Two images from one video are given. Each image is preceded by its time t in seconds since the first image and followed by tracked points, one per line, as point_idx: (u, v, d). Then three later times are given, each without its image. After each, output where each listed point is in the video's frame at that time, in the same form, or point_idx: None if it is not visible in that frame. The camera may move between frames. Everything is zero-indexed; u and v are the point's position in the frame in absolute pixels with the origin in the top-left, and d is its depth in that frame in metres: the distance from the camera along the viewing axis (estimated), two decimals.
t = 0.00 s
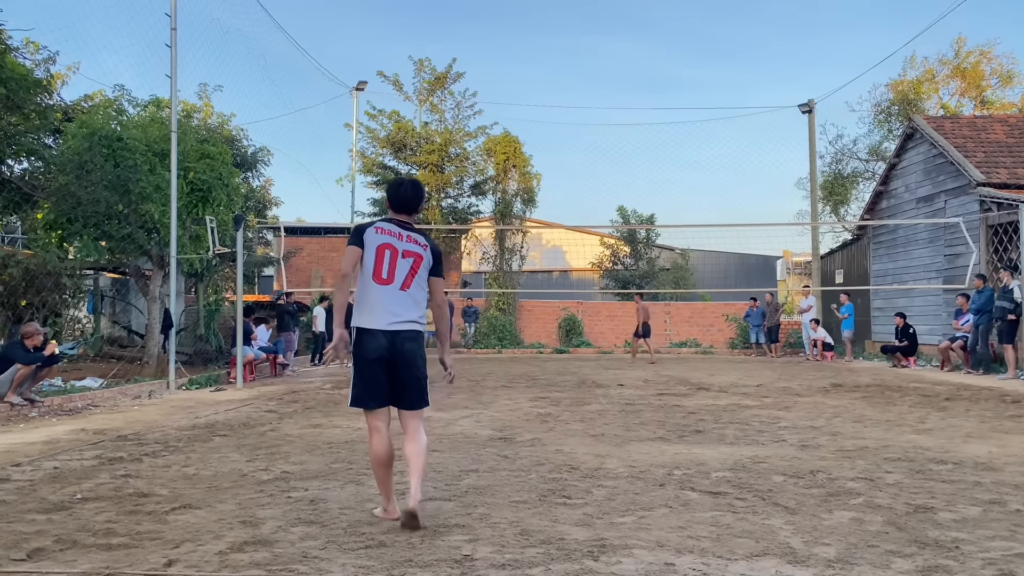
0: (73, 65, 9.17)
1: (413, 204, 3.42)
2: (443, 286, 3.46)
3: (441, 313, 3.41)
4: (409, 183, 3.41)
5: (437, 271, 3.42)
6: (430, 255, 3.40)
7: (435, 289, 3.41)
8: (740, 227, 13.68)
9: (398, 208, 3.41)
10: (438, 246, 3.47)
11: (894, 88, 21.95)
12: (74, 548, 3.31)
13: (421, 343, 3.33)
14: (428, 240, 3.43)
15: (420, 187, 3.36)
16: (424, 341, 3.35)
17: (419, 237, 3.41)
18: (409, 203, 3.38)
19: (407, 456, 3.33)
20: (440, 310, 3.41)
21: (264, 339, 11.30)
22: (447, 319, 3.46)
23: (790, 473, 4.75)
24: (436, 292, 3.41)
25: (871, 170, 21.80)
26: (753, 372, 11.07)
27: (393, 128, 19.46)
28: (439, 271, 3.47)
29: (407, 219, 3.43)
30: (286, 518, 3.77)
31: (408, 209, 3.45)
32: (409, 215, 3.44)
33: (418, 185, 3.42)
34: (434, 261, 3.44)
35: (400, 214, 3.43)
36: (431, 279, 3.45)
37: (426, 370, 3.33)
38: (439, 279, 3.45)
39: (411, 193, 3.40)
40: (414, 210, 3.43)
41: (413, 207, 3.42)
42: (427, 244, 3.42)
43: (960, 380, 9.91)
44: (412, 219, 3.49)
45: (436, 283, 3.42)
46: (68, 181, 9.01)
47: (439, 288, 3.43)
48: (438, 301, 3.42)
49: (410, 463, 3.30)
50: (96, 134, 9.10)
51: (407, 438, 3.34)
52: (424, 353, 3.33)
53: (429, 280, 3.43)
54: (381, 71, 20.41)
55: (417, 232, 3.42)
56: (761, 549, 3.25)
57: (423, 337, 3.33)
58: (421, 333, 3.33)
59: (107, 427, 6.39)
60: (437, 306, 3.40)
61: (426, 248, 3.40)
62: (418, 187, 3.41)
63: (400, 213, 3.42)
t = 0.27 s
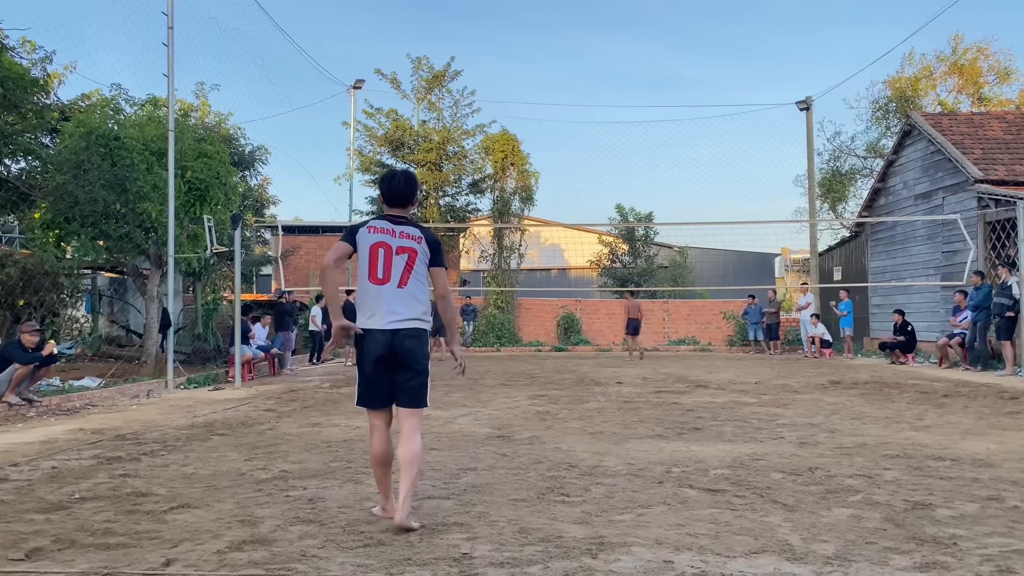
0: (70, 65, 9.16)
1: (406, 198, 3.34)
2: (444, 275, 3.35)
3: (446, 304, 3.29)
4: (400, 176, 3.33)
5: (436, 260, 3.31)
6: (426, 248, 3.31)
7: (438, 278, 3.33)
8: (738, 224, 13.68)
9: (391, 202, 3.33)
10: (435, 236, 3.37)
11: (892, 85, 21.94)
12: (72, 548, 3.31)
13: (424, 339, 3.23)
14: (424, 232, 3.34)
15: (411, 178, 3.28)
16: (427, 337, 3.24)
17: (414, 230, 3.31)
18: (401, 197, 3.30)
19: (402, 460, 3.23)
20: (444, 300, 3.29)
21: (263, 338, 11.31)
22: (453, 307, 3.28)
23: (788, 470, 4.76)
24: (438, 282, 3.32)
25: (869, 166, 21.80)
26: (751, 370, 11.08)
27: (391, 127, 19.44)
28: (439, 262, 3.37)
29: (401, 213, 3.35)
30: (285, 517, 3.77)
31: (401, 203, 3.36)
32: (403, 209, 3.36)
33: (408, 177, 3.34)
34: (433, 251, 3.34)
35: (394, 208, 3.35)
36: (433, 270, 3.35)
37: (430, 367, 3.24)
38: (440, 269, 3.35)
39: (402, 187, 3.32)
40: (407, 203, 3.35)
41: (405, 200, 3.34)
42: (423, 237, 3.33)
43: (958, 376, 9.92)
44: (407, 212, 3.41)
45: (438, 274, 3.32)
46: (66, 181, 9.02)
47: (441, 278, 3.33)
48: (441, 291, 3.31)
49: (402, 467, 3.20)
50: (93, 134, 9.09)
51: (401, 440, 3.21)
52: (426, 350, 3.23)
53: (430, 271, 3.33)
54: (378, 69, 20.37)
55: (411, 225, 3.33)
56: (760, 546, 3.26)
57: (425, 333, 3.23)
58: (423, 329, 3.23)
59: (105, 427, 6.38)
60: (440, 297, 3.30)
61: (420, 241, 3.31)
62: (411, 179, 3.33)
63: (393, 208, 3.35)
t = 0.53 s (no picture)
0: (65, 63, 9.13)
1: (404, 193, 3.30)
2: (446, 270, 3.27)
3: (447, 300, 3.23)
4: (398, 172, 3.29)
5: (436, 255, 3.25)
6: (425, 244, 3.26)
7: (437, 275, 3.24)
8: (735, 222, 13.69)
9: (389, 198, 3.30)
10: (436, 231, 3.30)
11: (888, 82, 21.97)
12: (70, 548, 3.31)
13: (428, 339, 3.19)
14: (425, 227, 3.28)
15: (409, 174, 3.24)
16: (430, 336, 3.21)
17: (414, 226, 3.26)
18: (398, 193, 3.26)
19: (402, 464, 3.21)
20: (446, 297, 3.23)
21: (258, 335, 11.15)
22: (454, 301, 3.22)
23: (786, 467, 4.76)
24: (438, 278, 3.24)
25: (866, 164, 21.82)
26: (749, 367, 11.09)
27: (388, 125, 19.41)
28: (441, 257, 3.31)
29: (400, 209, 3.31)
30: (283, 516, 3.77)
31: (401, 199, 3.33)
32: (402, 205, 3.33)
33: (406, 173, 3.30)
34: (434, 246, 3.27)
35: (393, 204, 3.31)
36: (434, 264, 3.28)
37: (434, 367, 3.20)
38: (441, 264, 3.27)
39: (399, 183, 3.28)
40: (405, 199, 3.31)
41: (403, 196, 3.30)
42: (422, 232, 3.27)
43: (955, 373, 9.95)
44: (408, 208, 3.37)
45: (437, 270, 3.25)
46: (62, 179, 9.02)
47: (442, 273, 3.26)
48: (442, 287, 3.25)
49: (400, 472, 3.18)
50: (90, 132, 9.01)
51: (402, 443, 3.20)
52: (429, 350, 3.19)
53: (430, 267, 3.27)
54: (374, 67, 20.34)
55: (410, 221, 3.28)
56: (758, 543, 3.26)
57: (428, 332, 3.20)
58: (425, 328, 3.19)
59: (102, 426, 6.37)
60: (441, 293, 3.23)
61: (419, 237, 3.25)
62: (409, 175, 3.30)
63: (392, 204, 3.31)
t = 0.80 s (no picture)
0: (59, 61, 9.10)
1: (405, 188, 3.29)
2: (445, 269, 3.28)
3: (446, 300, 3.24)
4: (398, 166, 3.27)
5: (436, 254, 3.26)
6: (425, 241, 3.26)
7: (437, 273, 3.24)
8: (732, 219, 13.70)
9: (389, 192, 3.28)
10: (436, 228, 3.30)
11: (884, 79, 21.98)
12: (66, 547, 3.30)
13: (426, 338, 3.20)
14: (425, 224, 3.27)
15: (410, 168, 3.23)
16: (429, 335, 3.22)
17: (414, 223, 3.25)
18: (399, 189, 3.25)
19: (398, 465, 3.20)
20: (445, 296, 3.24)
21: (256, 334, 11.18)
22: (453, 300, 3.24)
23: (782, 464, 4.77)
24: (438, 277, 3.24)
25: (862, 161, 21.85)
26: (745, 364, 11.10)
27: (384, 122, 19.38)
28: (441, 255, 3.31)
29: (400, 204, 3.30)
30: (279, 515, 3.77)
31: (401, 193, 3.31)
32: (402, 199, 3.31)
33: (407, 167, 3.28)
34: (434, 245, 3.29)
35: (393, 198, 3.29)
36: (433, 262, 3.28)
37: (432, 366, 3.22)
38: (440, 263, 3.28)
39: (400, 177, 3.26)
40: (406, 194, 3.29)
41: (403, 191, 3.28)
42: (423, 229, 3.26)
43: (951, 369, 9.97)
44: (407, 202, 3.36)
45: (437, 268, 3.25)
46: (57, 178, 8.99)
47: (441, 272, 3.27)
48: (441, 286, 3.25)
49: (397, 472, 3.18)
50: (85, 130, 8.99)
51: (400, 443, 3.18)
52: (428, 349, 3.20)
53: (430, 265, 3.27)
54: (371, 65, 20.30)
55: (410, 218, 3.27)
56: (754, 540, 3.27)
57: (426, 331, 3.21)
58: (423, 327, 3.20)
59: (99, 425, 6.37)
60: (439, 292, 3.23)
61: (420, 234, 3.25)
62: (410, 169, 3.29)
63: (392, 198, 3.30)
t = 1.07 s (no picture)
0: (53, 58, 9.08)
1: (399, 183, 3.26)
2: (439, 267, 3.25)
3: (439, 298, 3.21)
4: (394, 159, 3.24)
5: (429, 251, 3.23)
6: (418, 238, 3.22)
7: (431, 271, 3.23)
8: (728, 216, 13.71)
9: (384, 186, 3.25)
10: (431, 225, 3.26)
11: (880, 77, 22.00)
12: (60, 545, 3.29)
13: (417, 336, 3.20)
14: (419, 221, 3.24)
15: (404, 161, 3.20)
16: (421, 333, 3.22)
17: (408, 220, 3.22)
18: (393, 183, 3.22)
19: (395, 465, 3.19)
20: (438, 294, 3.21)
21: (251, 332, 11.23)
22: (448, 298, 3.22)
23: (777, 462, 4.78)
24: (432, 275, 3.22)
25: (857, 159, 21.88)
26: (741, 362, 11.11)
27: (380, 120, 19.35)
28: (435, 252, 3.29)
29: (395, 199, 3.27)
30: (275, 513, 3.76)
31: (396, 187, 3.28)
32: (397, 193, 3.28)
33: (402, 162, 3.26)
34: (430, 242, 3.26)
35: (388, 192, 3.26)
36: (427, 260, 3.26)
37: (425, 364, 3.21)
38: (435, 260, 3.26)
39: (395, 172, 3.23)
40: (400, 189, 3.27)
41: (398, 186, 3.26)
42: (416, 225, 3.23)
43: (946, 367, 10.00)
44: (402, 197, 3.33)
45: (431, 267, 3.23)
46: (52, 175, 8.98)
47: (435, 270, 3.24)
48: (434, 284, 3.22)
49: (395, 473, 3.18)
50: (79, 128, 8.98)
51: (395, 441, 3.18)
52: (420, 347, 3.20)
53: (424, 263, 3.25)
54: (366, 62, 20.27)
55: (404, 213, 3.24)
56: (749, 537, 3.28)
57: (418, 329, 3.21)
58: (415, 325, 3.19)
59: (94, 423, 6.35)
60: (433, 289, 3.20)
61: (413, 231, 3.22)
62: (405, 162, 3.25)
63: (387, 192, 3.27)
